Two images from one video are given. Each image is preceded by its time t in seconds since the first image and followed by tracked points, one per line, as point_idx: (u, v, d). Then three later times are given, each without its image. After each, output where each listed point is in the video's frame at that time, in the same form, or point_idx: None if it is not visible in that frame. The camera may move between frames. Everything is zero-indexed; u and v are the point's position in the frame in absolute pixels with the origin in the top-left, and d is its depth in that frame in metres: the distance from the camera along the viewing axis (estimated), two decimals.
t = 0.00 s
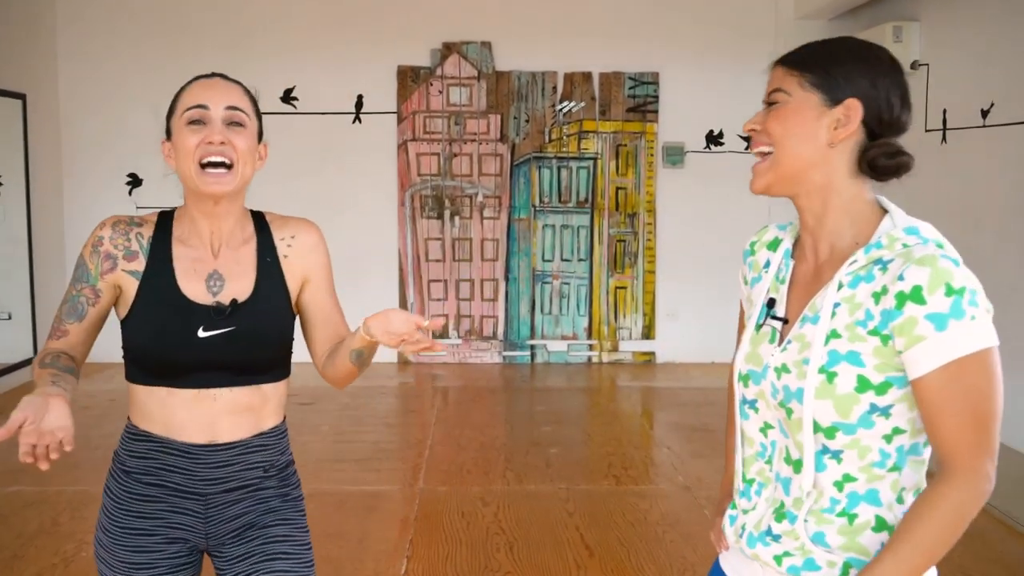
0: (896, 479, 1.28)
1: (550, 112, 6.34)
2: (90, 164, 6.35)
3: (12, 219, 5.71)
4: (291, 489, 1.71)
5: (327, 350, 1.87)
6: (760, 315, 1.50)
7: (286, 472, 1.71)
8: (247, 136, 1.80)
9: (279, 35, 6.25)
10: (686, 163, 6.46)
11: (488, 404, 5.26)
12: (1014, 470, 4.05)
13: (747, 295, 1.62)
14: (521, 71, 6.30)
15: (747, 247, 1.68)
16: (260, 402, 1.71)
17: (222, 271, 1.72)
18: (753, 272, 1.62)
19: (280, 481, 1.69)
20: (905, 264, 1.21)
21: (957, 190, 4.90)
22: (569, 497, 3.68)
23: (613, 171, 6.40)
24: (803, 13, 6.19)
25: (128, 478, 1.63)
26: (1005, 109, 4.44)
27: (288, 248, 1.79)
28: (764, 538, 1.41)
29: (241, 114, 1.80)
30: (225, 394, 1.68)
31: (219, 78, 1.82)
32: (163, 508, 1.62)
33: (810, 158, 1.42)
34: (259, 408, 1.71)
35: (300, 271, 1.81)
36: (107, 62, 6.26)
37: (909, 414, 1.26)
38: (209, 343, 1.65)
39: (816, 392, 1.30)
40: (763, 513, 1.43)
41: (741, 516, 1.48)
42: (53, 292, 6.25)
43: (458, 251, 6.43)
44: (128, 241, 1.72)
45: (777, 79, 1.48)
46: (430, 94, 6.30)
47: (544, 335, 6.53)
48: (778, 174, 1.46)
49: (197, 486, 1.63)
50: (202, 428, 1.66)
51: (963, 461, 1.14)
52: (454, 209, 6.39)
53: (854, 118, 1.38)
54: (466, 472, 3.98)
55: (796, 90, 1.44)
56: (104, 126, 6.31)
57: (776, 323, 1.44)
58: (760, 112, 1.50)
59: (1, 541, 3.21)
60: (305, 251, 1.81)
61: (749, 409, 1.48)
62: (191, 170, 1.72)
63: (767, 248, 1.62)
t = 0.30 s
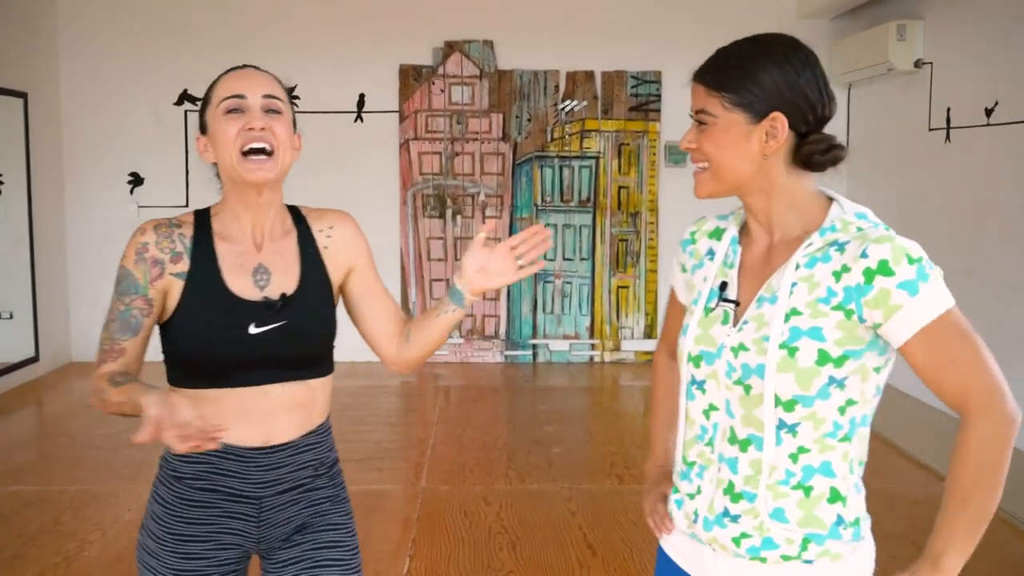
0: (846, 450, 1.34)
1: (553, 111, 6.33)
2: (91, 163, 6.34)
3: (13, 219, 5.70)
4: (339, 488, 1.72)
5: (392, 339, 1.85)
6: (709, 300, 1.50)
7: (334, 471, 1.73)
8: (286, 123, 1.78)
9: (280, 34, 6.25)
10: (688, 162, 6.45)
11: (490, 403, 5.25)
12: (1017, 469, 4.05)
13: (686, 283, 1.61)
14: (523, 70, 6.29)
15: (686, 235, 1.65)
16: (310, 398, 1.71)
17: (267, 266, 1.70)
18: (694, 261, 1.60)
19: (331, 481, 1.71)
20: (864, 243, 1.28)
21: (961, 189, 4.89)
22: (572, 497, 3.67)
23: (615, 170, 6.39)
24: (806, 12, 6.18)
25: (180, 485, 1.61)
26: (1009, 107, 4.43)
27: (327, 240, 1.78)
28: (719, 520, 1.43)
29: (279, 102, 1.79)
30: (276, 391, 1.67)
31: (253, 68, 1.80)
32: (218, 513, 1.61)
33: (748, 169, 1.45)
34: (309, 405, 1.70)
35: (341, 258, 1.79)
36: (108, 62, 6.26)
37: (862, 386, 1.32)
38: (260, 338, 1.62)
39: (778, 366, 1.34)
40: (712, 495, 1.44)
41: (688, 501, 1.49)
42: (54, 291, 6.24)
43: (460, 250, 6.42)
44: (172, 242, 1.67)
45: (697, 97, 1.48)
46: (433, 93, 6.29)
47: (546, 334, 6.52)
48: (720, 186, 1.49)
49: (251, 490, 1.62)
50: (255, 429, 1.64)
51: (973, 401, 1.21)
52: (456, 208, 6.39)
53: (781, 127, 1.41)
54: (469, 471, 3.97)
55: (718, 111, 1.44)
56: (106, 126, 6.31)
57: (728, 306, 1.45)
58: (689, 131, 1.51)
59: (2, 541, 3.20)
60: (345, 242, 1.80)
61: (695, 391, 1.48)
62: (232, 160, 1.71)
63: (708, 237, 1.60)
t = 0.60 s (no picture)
0: (828, 434, 1.37)
1: (553, 111, 6.33)
2: (91, 163, 6.33)
3: (13, 219, 5.71)
4: (409, 484, 1.66)
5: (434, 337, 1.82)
6: (682, 298, 1.43)
7: (404, 471, 1.66)
8: (349, 109, 1.67)
9: (280, 34, 6.25)
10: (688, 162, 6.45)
11: (491, 403, 5.25)
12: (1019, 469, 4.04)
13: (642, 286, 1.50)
14: (524, 70, 6.29)
15: (627, 237, 1.53)
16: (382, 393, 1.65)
17: (338, 254, 1.62)
18: (647, 263, 1.50)
19: (402, 482, 1.64)
20: (847, 234, 1.33)
21: (961, 188, 4.89)
22: (573, 496, 3.66)
23: (616, 169, 6.39)
24: (807, 11, 6.18)
25: (257, 490, 1.52)
26: (1010, 106, 4.43)
27: (387, 233, 1.74)
28: (716, 512, 1.39)
29: (340, 87, 1.68)
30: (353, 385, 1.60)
31: (308, 52, 1.69)
32: (298, 518, 1.52)
33: (727, 160, 1.43)
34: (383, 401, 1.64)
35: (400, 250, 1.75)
36: (108, 61, 6.26)
37: (839, 371, 1.37)
38: (340, 328, 1.56)
39: (776, 356, 1.34)
40: (704, 490, 1.40)
41: (676, 498, 1.42)
42: (55, 291, 6.24)
43: (461, 250, 6.42)
44: (241, 237, 1.55)
45: (682, 88, 1.44)
46: (433, 93, 6.28)
47: (547, 334, 6.51)
48: (695, 178, 1.45)
49: (329, 494, 1.54)
50: (331, 427, 1.56)
51: (930, 385, 1.33)
52: (457, 208, 6.38)
53: (763, 124, 1.41)
54: (470, 471, 3.97)
55: (705, 101, 1.42)
56: (107, 126, 6.30)
57: (707, 302, 1.41)
58: (669, 123, 1.47)
59: (3, 541, 3.20)
60: (401, 236, 1.76)
61: (679, 388, 1.42)
62: (298, 148, 1.62)
63: (660, 239, 1.50)
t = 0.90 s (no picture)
0: (824, 439, 1.40)
1: (552, 114, 6.35)
2: (92, 166, 6.36)
3: (15, 221, 5.74)
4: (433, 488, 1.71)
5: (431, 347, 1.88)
6: (680, 303, 1.45)
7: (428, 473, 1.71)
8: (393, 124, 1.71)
9: (280, 37, 6.27)
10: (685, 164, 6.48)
11: (491, 404, 5.28)
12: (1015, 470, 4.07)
13: (639, 291, 1.51)
14: (523, 73, 6.31)
15: (621, 243, 1.54)
16: (405, 400, 1.71)
17: (366, 267, 1.67)
18: (642, 269, 1.51)
19: (428, 484, 1.69)
20: (843, 238, 1.36)
21: (957, 190, 4.92)
22: (571, 497, 3.69)
23: (615, 172, 6.42)
24: (805, 14, 6.20)
25: (295, 507, 1.54)
26: (1006, 109, 4.46)
27: (408, 243, 1.84)
28: (714, 517, 1.41)
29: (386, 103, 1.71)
30: (378, 396, 1.65)
31: (355, 64, 1.71)
32: (337, 531, 1.55)
33: (726, 162, 1.46)
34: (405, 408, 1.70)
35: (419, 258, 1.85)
36: (109, 64, 6.28)
37: (834, 376, 1.39)
38: (371, 342, 1.59)
39: (775, 361, 1.37)
40: (702, 495, 1.42)
41: (674, 504, 1.44)
42: (56, 294, 6.26)
43: (461, 252, 6.44)
44: (272, 254, 1.56)
45: (683, 92, 1.47)
46: (433, 95, 6.31)
47: (546, 336, 6.54)
48: (695, 178, 1.47)
49: (367, 504, 1.57)
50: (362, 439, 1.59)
51: (920, 390, 1.35)
52: (456, 210, 6.41)
53: (762, 126, 1.45)
54: (469, 472, 4.00)
55: (706, 102, 1.45)
56: (108, 129, 6.33)
57: (706, 308, 1.43)
58: (669, 125, 1.50)
59: (6, 542, 3.23)
60: (419, 248, 1.86)
61: (677, 393, 1.44)
62: (345, 160, 1.64)
63: (655, 245, 1.52)
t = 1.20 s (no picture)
0: (835, 445, 1.36)
1: (552, 113, 6.33)
2: (90, 166, 6.33)
3: (12, 221, 5.71)
4: (424, 495, 1.67)
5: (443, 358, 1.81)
6: (690, 301, 1.44)
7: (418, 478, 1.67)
8: (370, 122, 1.66)
9: (279, 36, 6.25)
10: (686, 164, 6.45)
11: (490, 405, 5.25)
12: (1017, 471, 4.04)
13: (652, 289, 1.50)
14: (523, 72, 6.29)
15: (638, 239, 1.54)
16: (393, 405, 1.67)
17: (352, 266, 1.64)
18: (656, 266, 1.50)
19: (416, 490, 1.65)
20: (857, 239, 1.32)
21: (960, 190, 4.90)
22: (572, 499, 3.66)
23: (615, 172, 6.39)
24: (805, 14, 6.18)
25: (265, 500, 1.54)
26: (1009, 108, 4.44)
27: (409, 245, 1.76)
28: (717, 519, 1.39)
29: (363, 99, 1.67)
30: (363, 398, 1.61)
31: (332, 60, 1.67)
32: (308, 529, 1.53)
33: (743, 159, 1.43)
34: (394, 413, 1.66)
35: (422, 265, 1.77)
36: (107, 63, 6.26)
37: (847, 380, 1.36)
38: (349, 343, 1.56)
39: (782, 362, 1.34)
40: (706, 496, 1.40)
41: (678, 504, 1.42)
42: (53, 294, 6.23)
43: (460, 252, 6.42)
44: (254, 247, 1.57)
45: (697, 90, 1.45)
46: (432, 95, 6.29)
47: (546, 336, 6.51)
48: (711, 177, 1.45)
49: (340, 504, 1.55)
50: (338, 439, 1.58)
51: (939, 395, 1.30)
52: (455, 210, 6.39)
53: (779, 122, 1.42)
54: (469, 474, 3.97)
55: (722, 99, 1.43)
56: (106, 128, 6.30)
57: (715, 307, 1.41)
58: (684, 124, 1.47)
59: (2, 543, 3.20)
60: (425, 249, 1.78)
61: (684, 392, 1.42)
62: (316, 163, 1.61)
63: (670, 242, 1.51)
